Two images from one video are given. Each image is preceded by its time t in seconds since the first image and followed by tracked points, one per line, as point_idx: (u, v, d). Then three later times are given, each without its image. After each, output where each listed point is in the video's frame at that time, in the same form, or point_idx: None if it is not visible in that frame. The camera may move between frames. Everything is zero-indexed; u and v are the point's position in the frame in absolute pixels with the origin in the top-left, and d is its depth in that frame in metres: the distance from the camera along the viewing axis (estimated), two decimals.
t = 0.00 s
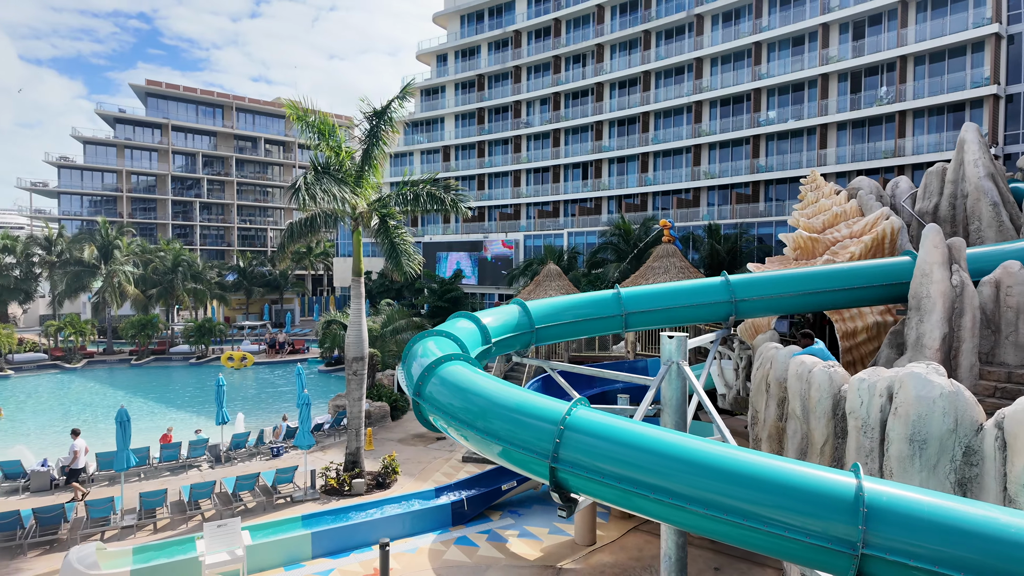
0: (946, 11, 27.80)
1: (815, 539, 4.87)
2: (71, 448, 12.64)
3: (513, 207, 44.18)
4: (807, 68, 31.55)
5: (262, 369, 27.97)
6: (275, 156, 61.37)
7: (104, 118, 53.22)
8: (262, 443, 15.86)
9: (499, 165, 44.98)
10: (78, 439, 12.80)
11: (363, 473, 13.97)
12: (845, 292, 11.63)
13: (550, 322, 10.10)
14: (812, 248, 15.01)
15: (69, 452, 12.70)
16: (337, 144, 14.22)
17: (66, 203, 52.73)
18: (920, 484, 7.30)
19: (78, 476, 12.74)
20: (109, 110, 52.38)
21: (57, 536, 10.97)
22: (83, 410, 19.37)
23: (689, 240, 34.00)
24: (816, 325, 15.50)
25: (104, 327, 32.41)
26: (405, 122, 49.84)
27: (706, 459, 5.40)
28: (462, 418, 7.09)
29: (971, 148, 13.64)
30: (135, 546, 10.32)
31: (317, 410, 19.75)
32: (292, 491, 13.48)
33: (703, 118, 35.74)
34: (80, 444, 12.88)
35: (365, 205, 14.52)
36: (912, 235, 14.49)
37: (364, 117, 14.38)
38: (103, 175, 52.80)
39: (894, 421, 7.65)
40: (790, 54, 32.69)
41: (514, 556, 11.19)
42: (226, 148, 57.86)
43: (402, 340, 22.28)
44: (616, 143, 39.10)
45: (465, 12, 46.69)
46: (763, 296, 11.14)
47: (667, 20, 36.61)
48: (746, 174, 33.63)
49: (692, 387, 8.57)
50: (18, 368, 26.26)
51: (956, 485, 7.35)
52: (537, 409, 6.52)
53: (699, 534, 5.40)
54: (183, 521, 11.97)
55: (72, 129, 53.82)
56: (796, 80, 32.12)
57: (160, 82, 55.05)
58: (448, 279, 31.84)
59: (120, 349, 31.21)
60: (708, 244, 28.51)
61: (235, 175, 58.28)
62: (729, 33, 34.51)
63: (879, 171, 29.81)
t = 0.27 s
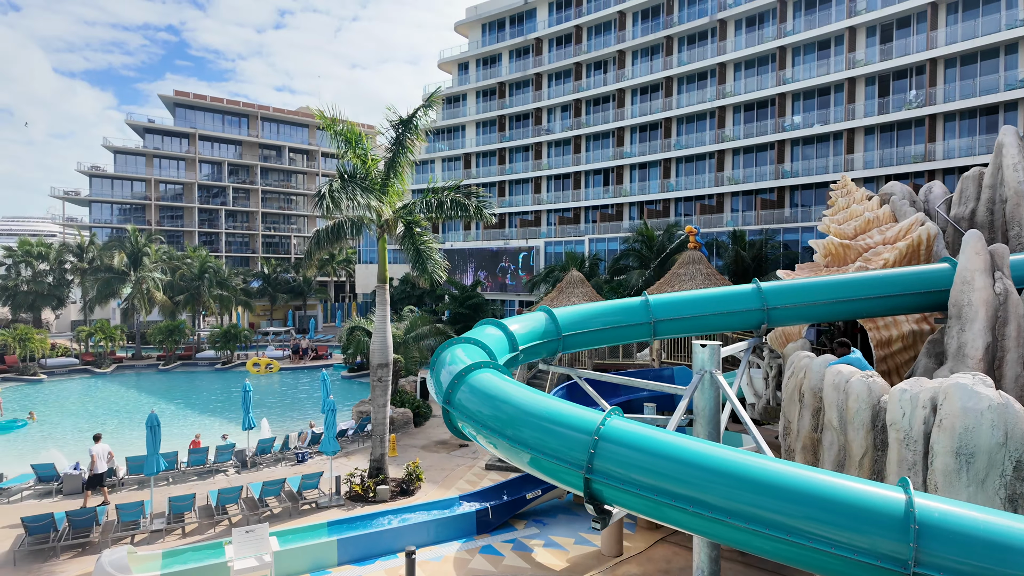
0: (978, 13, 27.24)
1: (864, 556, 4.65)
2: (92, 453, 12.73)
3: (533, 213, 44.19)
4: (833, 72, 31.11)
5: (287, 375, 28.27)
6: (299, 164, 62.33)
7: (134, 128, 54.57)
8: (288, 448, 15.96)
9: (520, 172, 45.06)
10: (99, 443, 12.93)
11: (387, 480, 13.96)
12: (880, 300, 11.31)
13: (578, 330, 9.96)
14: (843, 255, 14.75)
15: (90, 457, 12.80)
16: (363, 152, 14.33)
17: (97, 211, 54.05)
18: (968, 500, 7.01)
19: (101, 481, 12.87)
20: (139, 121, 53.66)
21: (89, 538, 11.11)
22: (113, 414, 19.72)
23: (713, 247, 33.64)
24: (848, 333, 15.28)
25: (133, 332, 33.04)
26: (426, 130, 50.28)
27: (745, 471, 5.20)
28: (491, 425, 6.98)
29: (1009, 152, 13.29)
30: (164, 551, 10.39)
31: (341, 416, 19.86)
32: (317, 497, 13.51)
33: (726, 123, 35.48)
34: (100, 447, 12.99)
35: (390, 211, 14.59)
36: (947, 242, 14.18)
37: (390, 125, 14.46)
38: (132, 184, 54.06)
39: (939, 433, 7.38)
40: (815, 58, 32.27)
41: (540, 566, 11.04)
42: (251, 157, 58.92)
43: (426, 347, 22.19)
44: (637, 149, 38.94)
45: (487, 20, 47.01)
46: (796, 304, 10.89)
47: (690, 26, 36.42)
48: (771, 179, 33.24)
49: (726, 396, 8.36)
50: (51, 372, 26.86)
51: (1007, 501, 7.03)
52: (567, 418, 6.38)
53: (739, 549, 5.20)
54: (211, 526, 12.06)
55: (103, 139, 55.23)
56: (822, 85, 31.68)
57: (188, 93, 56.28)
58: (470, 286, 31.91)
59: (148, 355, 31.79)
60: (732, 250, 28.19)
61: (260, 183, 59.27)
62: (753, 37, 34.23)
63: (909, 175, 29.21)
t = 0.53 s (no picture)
0: (1012, 11, 26.52)
1: (916, 571, 4.30)
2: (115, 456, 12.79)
3: (554, 218, 44.10)
4: (860, 72, 30.51)
5: (311, 378, 28.54)
6: (322, 171, 63.15)
7: (163, 136, 55.80)
8: (313, 452, 16.07)
9: (541, 176, 45.05)
10: (122, 445, 13.00)
11: (411, 485, 13.93)
12: (917, 304, 10.98)
13: (606, 334, 9.80)
14: (876, 258, 14.43)
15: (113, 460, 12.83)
16: (389, 158, 14.41)
17: (127, 218, 55.31)
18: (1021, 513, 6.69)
19: (127, 484, 12.84)
20: (167, 129, 54.89)
21: (120, 539, 11.25)
22: (143, 416, 20.07)
23: (738, 250, 33.18)
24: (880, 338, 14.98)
25: (162, 336, 33.67)
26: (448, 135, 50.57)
27: (784, 480, 4.93)
28: (519, 431, 6.84)
29: None
30: (193, 553, 10.47)
31: (365, 419, 19.95)
32: (342, 501, 13.53)
33: (750, 126, 35.07)
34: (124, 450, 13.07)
35: (415, 216, 14.64)
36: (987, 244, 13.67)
37: (414, 130, 14.52)
38: (161, 191, 55.27)
39: (987, 443, 7.09)
40: (842, 59, 31.71)
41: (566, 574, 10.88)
42: (276, 163, 59.89)
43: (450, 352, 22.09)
44: (660, 153, 38.65)
45: (508, 26, 47.14)
46: (830, 308, 10.61)
47: (713, 28, 36.10)
48: (797, 182, 32.72)
49: (761, 402, 8.15)
50: (82, 375, 27.47)
51: None
52: (597, 423, 6.21)
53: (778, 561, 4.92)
54: (238, 528, 12.14)
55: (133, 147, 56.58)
56: (850, 86, 31.09)
57: (214, 101, 57.40)
58: (491, 290, 31.93)
59: (176, 358, 32.35)
60: (758, 254, 27.78)
61: (284, 189, 60.18)
62: (777, 39, 33.79)
63: (941, 177, 28.48)
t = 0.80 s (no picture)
0: None
1: None
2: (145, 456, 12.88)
3: (578, 220, 43.92)
4: (894, 70, 29.73)
5: (338, 380, 28.82)
6: (348, 175, 63.96)
7: (194, 143, 57.09)
8: (341, 453, 16.17)
9: (565, 179, 44.91)
10: (152, 446, 13.08)
11: (438, 488, 13.91)
12: (965, 308, 10.54)
13: (638, 338, 9.60)
14: (917, 260, 14.00)
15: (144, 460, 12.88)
16: (417, 161, 14.42)
17: (159, 222, 56.67)
18: None
19: (158, 485, 12.81)
20: (198, 136, 56.14)
21: (154, 539, 11.41)
22: (176, 417, 20.47)
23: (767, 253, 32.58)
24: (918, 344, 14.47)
25: (193, 338, 34.34)
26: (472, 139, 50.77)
27: (826, 487, 4.48)
28: (551, 435, 6.61)
29: None
30: (225, 553, 10.57)
31: (391, 421, 20.03)
32: (370, 503, 13.56)
33: (779, 126, 34.47)
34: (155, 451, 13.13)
35: (442, 219, 14.63)
36: None
37: (441, 134, 14.50)
38: (192, 196, 56.53)
39: None
40: (874, 57, 30.95)
41: None
42: (303, 168, 60.87)
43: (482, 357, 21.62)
44: (686, 154, 38.22)
45: (531, 29, 47.15)
46: (871, 312, 10.24)
47: (741, 27, 35.57)
48: (828, 183, 32.02)
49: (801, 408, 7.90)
50: (117, 376, 28.15)
51: None
52: (630, 427, 5.92)
53: None
54: (268, 529, 12.23)
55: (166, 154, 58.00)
56: (883, 84, 30.31)
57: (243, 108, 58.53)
58: (516, 293, 31.91)
59: (207, 360, 32.98)
60: (789, 256, 27.23)
61: (311, 194, 61.10)
62: (807, 37, 33.16)
63: (980, 177, 27.56)
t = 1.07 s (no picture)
0: None
1: None
2: (185, 457, 13.13)
3: (607, 223, 43.60)
4: (935, 67, 28.77)
5: (367, 383, 29.09)
6: (377, 180, 64.75)
7: (228, 149, 58.45)
8: (372, 456, 16.26)
9: (593, 181, 44.64)
10: (192, 447, 13.33)
11: (469, 492, 13.85)
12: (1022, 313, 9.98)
13: (674, 343, 9.35)
14: (964, 263, 13.46)
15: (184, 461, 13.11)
16: (448, 165, 14.42)
17: (195, 227, 58.13)
18: None
19: (196, 485, 12.99)
20: (232, 142, 57.47)
21: (190, 539, 11.57)
22: (212, 418, 20.89)
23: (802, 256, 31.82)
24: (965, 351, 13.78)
25: (227, 340, 35.06)
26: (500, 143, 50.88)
27: (877, 501, 4.24)
28: (586, 443, 6.41)
29: None
30: (260, 555, 10.69)
31: (422, 424, 20.09)
32: (401, 507, 13.57)
33: (814, 126, 33.67)
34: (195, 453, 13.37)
35: (473, 223, 14.59)
36: None
37: (472, 137, 14.47)
38: (226, 201, 57.86)
39: None
40: (914, 54, 30.00)
41: None
42: (333, 173, 61.86)
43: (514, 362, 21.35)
44: (717, 156, 37.62)
45: (559, 32, 47.02)
46: (921, 317, 9.81)
47: (774, 26, 34.90)
48: (865, 183, 31.13)
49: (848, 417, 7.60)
50: (155, 377, 28.88)
51: None
52: (668, 435, 5.72)
53: None
54: (301, 531, 12.32)
55: (201, 160, 59.49)
56: (923, 81, 29.32)
57: (276, 114, 59.71)
58: (544, 296, 31.82)
59: (240, 362, 33.64)
60: (825, 258, 26.50)
61: (341, 199, 62.05)
62: (842, 35, 32.35)
63: None
